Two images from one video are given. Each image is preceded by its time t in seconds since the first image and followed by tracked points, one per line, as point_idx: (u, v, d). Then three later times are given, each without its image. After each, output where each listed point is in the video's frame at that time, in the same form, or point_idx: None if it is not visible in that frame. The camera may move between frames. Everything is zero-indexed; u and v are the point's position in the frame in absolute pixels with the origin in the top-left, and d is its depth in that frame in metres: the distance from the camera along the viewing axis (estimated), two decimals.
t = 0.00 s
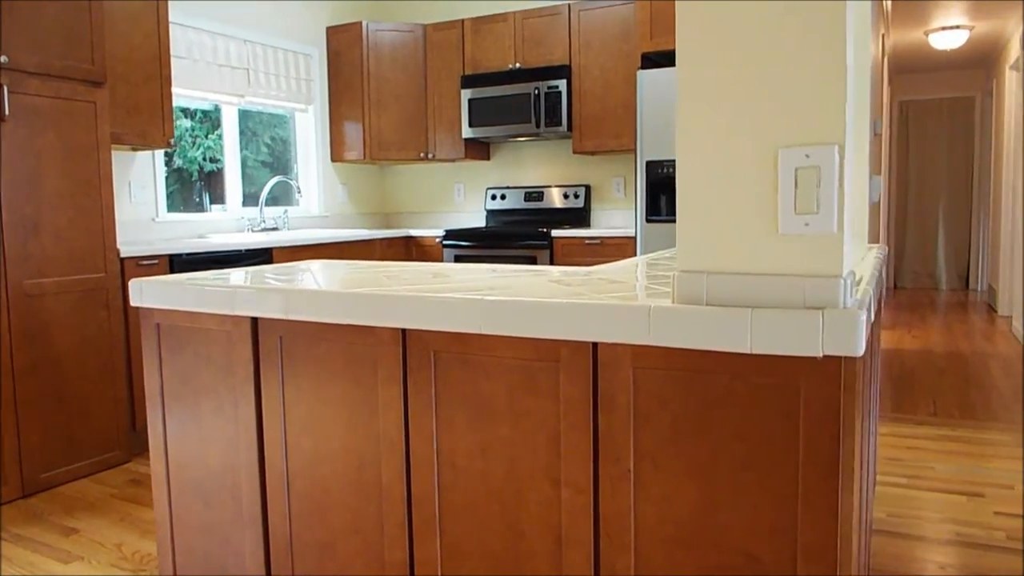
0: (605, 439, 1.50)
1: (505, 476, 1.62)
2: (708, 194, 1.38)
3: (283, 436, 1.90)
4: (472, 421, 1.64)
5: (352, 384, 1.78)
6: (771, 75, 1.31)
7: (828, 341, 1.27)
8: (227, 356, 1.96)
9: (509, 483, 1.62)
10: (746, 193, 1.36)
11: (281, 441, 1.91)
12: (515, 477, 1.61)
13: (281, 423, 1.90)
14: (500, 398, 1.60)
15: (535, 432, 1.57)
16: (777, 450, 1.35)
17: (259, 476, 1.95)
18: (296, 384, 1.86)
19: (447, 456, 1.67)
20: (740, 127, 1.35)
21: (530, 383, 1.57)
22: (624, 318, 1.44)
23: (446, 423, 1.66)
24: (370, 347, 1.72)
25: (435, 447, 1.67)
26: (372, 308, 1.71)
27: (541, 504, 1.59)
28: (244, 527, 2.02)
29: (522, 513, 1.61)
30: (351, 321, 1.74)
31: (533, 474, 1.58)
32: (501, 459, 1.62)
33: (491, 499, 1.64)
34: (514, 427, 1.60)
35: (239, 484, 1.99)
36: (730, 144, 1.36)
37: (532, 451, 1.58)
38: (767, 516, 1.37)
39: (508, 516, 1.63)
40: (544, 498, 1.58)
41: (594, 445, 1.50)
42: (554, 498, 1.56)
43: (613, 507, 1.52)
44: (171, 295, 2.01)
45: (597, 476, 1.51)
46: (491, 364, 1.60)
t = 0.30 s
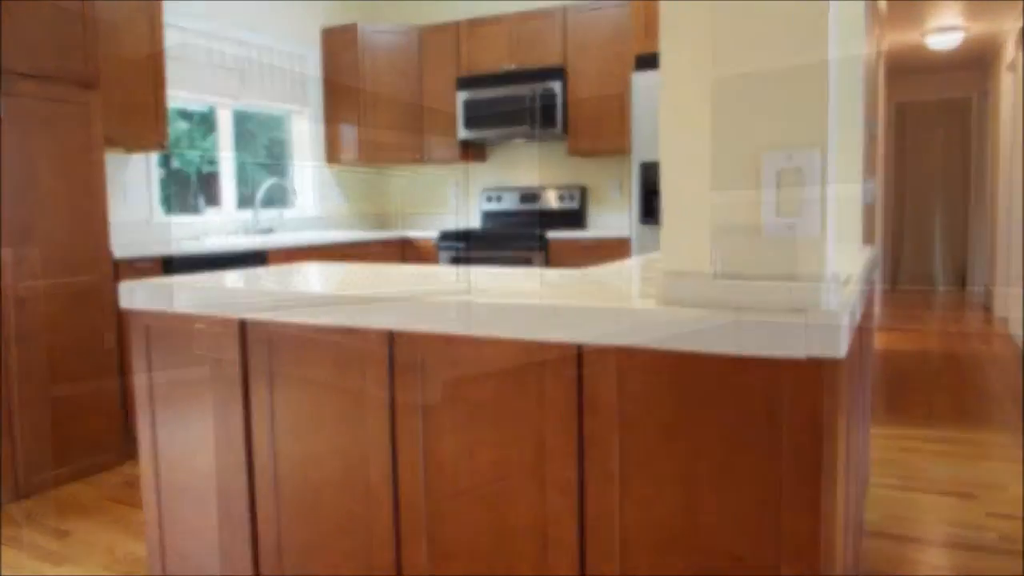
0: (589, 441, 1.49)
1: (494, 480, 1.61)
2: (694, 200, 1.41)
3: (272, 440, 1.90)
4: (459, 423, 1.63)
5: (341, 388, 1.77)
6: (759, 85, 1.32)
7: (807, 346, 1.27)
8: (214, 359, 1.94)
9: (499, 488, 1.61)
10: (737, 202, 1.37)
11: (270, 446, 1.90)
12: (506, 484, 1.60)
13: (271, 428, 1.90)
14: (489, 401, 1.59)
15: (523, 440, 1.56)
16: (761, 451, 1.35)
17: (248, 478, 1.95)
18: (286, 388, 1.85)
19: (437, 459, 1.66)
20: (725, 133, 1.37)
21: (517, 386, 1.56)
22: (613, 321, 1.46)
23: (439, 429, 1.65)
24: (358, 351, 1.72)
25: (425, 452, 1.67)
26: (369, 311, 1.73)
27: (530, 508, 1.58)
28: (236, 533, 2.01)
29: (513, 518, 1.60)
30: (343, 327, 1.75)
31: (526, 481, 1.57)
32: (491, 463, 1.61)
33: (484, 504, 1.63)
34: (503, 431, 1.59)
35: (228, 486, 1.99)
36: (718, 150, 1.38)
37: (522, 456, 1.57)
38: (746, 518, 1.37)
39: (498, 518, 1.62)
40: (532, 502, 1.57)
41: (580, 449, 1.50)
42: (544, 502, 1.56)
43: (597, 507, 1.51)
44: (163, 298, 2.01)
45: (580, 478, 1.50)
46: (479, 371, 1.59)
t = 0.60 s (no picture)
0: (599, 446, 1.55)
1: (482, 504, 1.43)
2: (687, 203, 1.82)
3: (255, 445, 1.82)
4: (456, 431, 1.37)
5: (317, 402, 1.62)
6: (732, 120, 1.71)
7: (797, 343, 1.67)
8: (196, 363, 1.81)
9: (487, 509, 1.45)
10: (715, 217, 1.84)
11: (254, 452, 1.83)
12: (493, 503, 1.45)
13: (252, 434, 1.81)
14: (480, 416, 1.41)
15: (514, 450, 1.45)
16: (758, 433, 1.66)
17: (236, 485, 1.90)
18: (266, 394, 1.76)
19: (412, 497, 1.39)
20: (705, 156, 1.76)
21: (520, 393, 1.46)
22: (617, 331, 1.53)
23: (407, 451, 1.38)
24: (338, 365, 1.50)
25: (411, 479, 1.38)
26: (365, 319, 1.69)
27: (525, 523, 1.50)
28: (237, 534, 1.97)
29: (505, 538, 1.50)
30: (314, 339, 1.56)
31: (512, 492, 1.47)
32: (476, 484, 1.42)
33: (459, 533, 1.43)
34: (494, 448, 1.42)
35: (216, 493, 1.96)
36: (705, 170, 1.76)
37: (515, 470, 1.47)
38: (727, 486, 1.68)
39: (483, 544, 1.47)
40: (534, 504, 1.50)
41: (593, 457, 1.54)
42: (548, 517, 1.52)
43: (586, 500, 1.53)
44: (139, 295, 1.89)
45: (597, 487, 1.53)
46: (473, 382, 1.39)
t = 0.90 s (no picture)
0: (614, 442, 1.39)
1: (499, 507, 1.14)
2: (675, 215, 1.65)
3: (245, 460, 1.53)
4: (451, 442, 1.04)
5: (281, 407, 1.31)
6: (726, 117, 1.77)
7: (777, 342, 1.61)
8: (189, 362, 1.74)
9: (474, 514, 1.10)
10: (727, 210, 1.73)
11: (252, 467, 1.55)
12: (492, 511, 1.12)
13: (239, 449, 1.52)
14: (473, 416, 1.08)
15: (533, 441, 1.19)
16: (750, 432, 1.63)
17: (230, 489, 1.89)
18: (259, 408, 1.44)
19: (401, 502, 1.03)
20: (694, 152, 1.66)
21: (513, 394, 1.15)
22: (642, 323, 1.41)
23: (390, 466, 1.03)
24: (328, 366, 1.14)
25: (397, 489, 1.04)
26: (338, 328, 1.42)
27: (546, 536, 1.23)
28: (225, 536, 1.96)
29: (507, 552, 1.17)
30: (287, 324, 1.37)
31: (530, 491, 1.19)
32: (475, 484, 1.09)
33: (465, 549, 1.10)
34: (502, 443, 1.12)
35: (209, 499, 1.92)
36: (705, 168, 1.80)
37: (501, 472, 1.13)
38: (745, 484, 1.64)
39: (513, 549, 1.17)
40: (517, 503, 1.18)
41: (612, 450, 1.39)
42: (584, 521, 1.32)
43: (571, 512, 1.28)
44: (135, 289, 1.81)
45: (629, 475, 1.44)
46: (467, 385, 1.07)
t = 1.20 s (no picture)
0: (645, 445, 1.03)
1: (509, 518, 0.84)
2: (670, 210, 1.50)
3: (224, 505, 0.94)
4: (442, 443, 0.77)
5: (208, 408, 0.95)
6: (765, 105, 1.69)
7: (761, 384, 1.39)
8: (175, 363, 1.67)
9: (477, 525, 0.81)
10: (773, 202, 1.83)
11: (227, 519, 0.94)
12: (501, 519, 0.83)
13: (216, 487, 0.95)
14: (459, 415, 0.79)
15: (537, 438, 0.87)
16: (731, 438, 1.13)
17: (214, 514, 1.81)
18: (229, 414, 0.92)
19: (367, 513, 0.75)
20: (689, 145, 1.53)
21: (503, 396, 0.84)
22: (697, 310, 1.10)
23: (371, 475, 0.75)
24: (318, 388, 0.79)
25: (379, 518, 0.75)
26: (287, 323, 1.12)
27: (574, 552, 0.92)
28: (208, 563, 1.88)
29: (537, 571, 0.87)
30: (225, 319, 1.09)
31: (537, 504, 0.87)
32: (475, 483, 0.80)
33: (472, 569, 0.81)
34: (507, 430, 0.83)
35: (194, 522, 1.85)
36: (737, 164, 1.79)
37: (484, 472, 0.81)
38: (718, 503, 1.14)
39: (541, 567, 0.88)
40: (520, 523, 0.85)
41: (646, 455, 1.03)
42: (629, 536, 1.01)
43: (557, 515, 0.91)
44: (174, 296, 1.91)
45: (678, 483, 1.09)
46: (462, 375, 0.78)
